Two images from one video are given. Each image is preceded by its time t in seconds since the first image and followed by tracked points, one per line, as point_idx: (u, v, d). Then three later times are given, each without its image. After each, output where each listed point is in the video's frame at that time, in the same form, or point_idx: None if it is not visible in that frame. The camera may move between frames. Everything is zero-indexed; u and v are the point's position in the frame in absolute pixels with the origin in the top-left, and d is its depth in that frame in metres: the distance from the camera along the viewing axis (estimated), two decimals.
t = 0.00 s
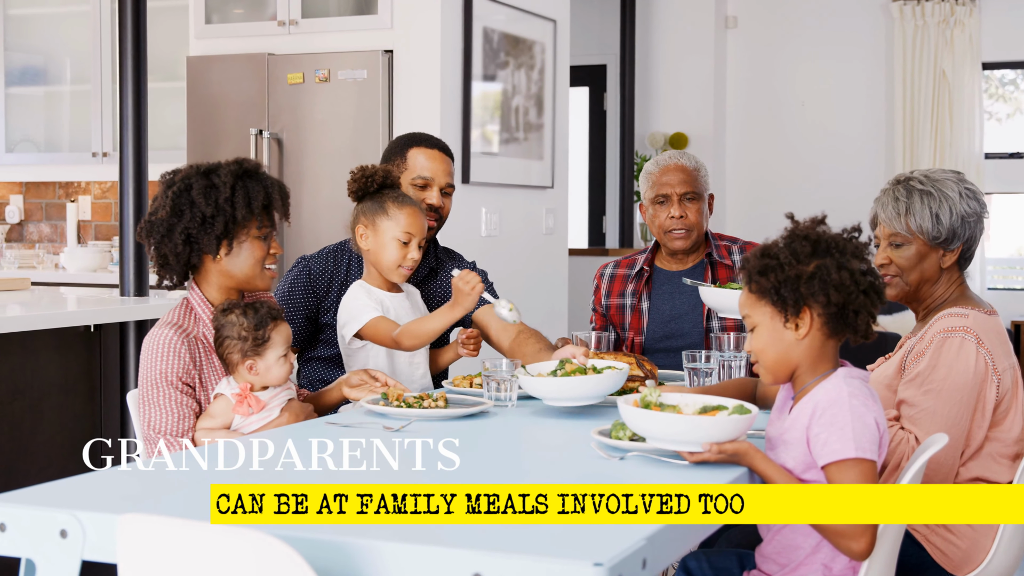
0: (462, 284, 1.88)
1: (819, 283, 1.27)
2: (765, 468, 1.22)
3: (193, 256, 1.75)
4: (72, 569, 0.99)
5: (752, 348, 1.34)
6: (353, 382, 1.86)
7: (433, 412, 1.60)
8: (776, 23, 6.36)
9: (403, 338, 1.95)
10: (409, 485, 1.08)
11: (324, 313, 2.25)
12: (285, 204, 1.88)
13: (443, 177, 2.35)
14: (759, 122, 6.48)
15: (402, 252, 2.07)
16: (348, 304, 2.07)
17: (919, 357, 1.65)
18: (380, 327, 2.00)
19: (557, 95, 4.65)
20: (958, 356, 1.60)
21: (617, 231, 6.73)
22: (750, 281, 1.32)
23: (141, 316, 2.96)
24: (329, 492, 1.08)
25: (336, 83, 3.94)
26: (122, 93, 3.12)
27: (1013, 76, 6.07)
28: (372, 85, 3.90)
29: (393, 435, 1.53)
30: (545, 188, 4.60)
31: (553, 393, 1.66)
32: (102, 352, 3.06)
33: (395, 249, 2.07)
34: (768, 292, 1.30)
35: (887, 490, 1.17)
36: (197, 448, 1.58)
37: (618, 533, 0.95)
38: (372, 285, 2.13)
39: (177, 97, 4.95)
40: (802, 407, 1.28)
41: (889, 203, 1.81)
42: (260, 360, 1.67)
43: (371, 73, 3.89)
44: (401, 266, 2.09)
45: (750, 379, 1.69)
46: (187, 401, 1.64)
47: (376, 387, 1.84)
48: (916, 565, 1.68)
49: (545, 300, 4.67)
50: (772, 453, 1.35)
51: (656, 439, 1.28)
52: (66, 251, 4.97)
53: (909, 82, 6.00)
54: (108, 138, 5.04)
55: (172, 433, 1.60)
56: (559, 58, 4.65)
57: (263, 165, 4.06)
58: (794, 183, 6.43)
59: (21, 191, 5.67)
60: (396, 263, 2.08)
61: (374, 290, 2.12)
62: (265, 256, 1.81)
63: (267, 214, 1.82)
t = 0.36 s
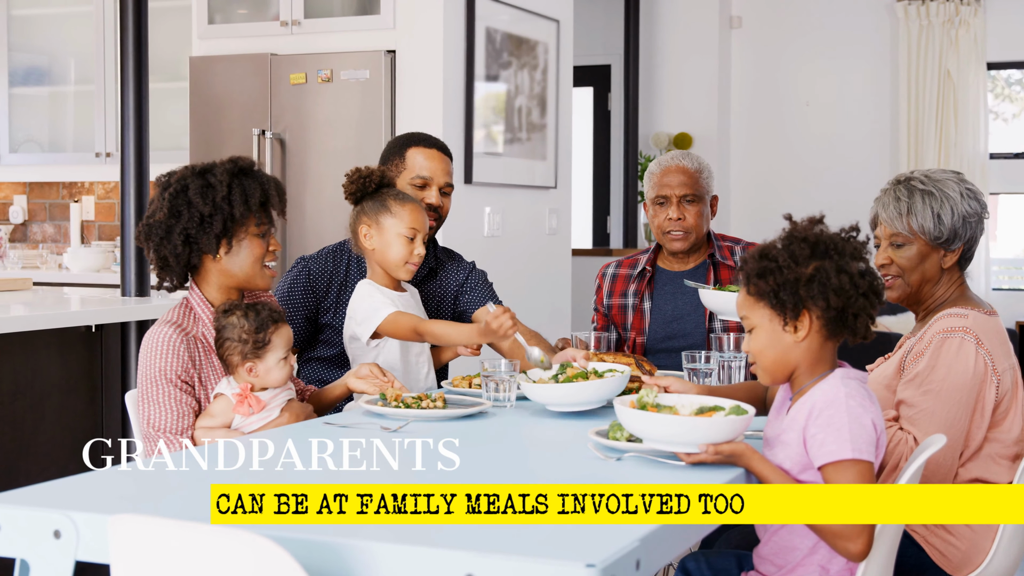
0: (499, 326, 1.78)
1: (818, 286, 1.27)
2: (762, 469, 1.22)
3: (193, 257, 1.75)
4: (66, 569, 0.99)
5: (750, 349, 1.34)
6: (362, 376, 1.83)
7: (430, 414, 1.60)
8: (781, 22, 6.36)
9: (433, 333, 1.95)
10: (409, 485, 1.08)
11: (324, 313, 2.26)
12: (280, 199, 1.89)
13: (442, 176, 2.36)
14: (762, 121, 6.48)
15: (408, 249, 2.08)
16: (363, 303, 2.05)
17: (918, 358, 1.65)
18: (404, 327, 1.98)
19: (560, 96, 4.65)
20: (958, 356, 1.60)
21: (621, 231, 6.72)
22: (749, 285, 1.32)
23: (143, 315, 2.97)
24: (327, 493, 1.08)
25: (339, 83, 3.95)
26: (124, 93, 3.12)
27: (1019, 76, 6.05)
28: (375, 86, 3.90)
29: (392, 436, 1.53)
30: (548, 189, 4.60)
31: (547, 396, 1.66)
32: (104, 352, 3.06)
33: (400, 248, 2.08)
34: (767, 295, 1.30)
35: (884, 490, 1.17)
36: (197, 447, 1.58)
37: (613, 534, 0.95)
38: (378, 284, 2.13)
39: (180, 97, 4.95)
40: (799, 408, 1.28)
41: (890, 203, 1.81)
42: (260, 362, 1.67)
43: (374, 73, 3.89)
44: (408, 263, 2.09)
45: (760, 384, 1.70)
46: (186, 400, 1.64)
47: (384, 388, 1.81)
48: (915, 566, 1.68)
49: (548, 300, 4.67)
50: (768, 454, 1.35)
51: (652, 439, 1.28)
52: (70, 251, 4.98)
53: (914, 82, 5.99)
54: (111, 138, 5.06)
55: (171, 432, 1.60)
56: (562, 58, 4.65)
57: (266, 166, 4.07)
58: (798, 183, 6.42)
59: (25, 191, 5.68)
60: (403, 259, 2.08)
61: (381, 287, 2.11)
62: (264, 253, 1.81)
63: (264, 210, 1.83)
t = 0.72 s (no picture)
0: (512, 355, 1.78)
1: (835, 291, 1.28)
2: (759, 468, 1.22)
3: (181, 254, 1.75)
4: (61, 570, 0.99)
5: (752, 348, 1.34)
6: (367, 372, 1.82)
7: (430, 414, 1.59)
8: (786, 22, 6.35)
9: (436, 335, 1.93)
10: (409, 485, 1.09)
11: (325, 313, 2.26)
12: (274, 191, 1.84)
13: (443, 176, 2.36)
14: (766, 121, 6.48)
15: (418, 249, 2.09)
16: (367, 303, 2.05)
17: (918, 359, 1.64)
18: (406, 328, 1.98)
19: (563, 96, 4.65)
20: (957, 357, 1.59)
21: (626, 231, 6.72)
22: (760, 283, 1.31)
23: (144, 316, 2.97)
24: (326, 494, 1.08)
25: (342, 83, 3.95)
26: (125, 93, 3.12)
27: None
28: (379, 86, 3.90)
29: (392, 436, 1.53)
30: (552, 189, 4.60)
31: (534, 381, 1.65)
32: (106, 352, 3.07)
33: (409, 249, 2.08)
34: (779, 297, 1.29)
35: (882, 490, 1.17)
36: (199, 444, 1.57)
37: (608, 535, 0.95)
38: (384, 284, 2.13)
39: (184, 98, 4.96)
40: (797, 407, 1.28)
41: (890, 203, 1.81)
42: (262, 358, 1.67)
43: (377, 73, 3.89)
44: (417, 264, 2.11)
45: (767, 390, 1.70)
46: (187, 396, 1.63)
47: (384, 386, 1.79)
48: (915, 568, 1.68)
49: (551, 300, 4.67)
50: (766, 454, 1.35)
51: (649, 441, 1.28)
52: (74, 251, 4.99)
53: (919, 81, 5.98)
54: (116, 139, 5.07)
55: (171, 428, 1.60)
56: (565, 58, 4.65)
57: (269, 166, 4.07)
58: (803, 183, 6.41)
59: (29, 191, 5.69)
60: (413, 260, 2.09)
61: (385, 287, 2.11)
62: (259, 250, 1.78)
63: (253, 204, 1.79)
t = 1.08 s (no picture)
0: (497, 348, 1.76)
1: (843, 295, 1.28)
2: (756, 469, 1.23)
3: (178, 254, 1.76)
4: (56, 570, 0.99)
5: (754, 349, 1.34)
6: (374, 374, 1.82)
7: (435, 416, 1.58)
8: (790, 22, 6.35)
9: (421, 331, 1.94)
10: (409, 485, 1.09)
11: (325, 313, 2.26)
12: (275, 187, 1.80)
13: (443, 177, 2.36)
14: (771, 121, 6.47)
15: (421, 251, 2.09)
16: (365, 300, 2.06)
17: (918, 360, 1.64)
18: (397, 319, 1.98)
19: (566, 96, 4.65)
20: (957, 358, 1.59)
21: (630, 231, 6.71)
22: (766, 283, 1.31)
23: (146, 316, 2.97)
24: (324, 495, 1.08)
25: (345, 83, 3.95)
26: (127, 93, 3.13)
27: None
28: (381, 86, 3.90)
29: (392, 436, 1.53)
30: (555, 189, 4.60)
31: (526, 371, 1.66)
32: (108, 352, 3.07)
33: (412, 250, 2.08)
34: (786, 298, 1.28)
35: (881, 490, 1.17)
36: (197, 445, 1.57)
37: (604, 536, 0.95)
38: (385, 283, 2.13)
39: (187, 98, 4.97)
40: (796, 408, 1.28)
41: (891, 203, 1.80)
42: (262, 358, 1.65)
43: (379, 73, 3.89)
44: (420, 265, 2.11)
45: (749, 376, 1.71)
46: (186, 397, 1.63)
47: (392, 388, 1.79)
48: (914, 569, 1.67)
49: (554, 300, 4.67)
50: (766, 454, 1.35)
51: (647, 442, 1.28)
52: (77, 251, 4.99)
53: (923, 81, 5.97)
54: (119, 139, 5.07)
55: (169, 429, 1.59)
56: (569, 58, 4.65)
57: (272, 166, 4.07)
58: (807, 183, 6.41)
59: (32, 191, 5.70)
60: (417, 261, 2.09)
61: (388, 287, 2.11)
62: (258, 249, 1.75)
63: (250, 203, 1.76)
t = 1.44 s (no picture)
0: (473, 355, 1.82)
1: (843, 298, 1.27)
2: (754, 470, 1.23)
3: (184, 254, 1.75)
4: (50, 571, 0.99)
5: (754, 348, 1.34)
6: (380, 377, 1.82)
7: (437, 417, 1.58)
8: (794, 23, 6.34)
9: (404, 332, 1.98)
10: (408, 485, 1.09)
11: (324, 313, 2.26)
12: (281, 189, 1.80)
13: (443, 178, 2.36)
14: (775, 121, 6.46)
15: (421, 252, 2.09)
16: (360, 300, 2.08)
17: (919, 360, 1.64)
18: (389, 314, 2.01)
19: (569, 96, 4.65)
20: (958, 359, 1.59)
21: (635, 231, 6.71)
22: (767, 284, 1.30)
23: (148, 316, 2.98)
24: (322, 495, 1.08)
25: (347, 83, 3.95)
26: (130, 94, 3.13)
27: None
28: (384, 86, 3.90)
29: (391, 436, 1.53)
30: (558, 189, 4.60)
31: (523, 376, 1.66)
32: (109, 352, 3.07)
33: (413, 251, 2.08)
34: (786, 300, 1.28)
35: (879, 490, 1.17)
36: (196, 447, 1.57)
37: (600, 536, 0.95)
38: (385, 284, 2.14)
39: (189, 98, 4.97)
40: (794, 409, 1.28)
41: (891, 203, 1.80)
42: (252, 359, 1.66)
43: (382, 73, 3.89)
44: (420, 267, 2.10)
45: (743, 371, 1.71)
46: (185, 398, 1.62)
47: (398, 388, 1.79)
48: (913, 569, 1.67)
49: (557, 301, 4.67)
50: (763, 455, 1.34)
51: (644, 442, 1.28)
52: (80, 252, 5.00)
53: (928, 81, 5.95)
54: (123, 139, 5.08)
55: (168, 432, 1.59)
56: (572, 58, 4.65)
57: (275, 166, 4.07)
58: (810, 184, 6.41)
59: (36, 192, 5.71)
60: (417, 262, 2.09)
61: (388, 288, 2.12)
62: (264, 251, 1.74)
63: (256, 205, 1.75)
